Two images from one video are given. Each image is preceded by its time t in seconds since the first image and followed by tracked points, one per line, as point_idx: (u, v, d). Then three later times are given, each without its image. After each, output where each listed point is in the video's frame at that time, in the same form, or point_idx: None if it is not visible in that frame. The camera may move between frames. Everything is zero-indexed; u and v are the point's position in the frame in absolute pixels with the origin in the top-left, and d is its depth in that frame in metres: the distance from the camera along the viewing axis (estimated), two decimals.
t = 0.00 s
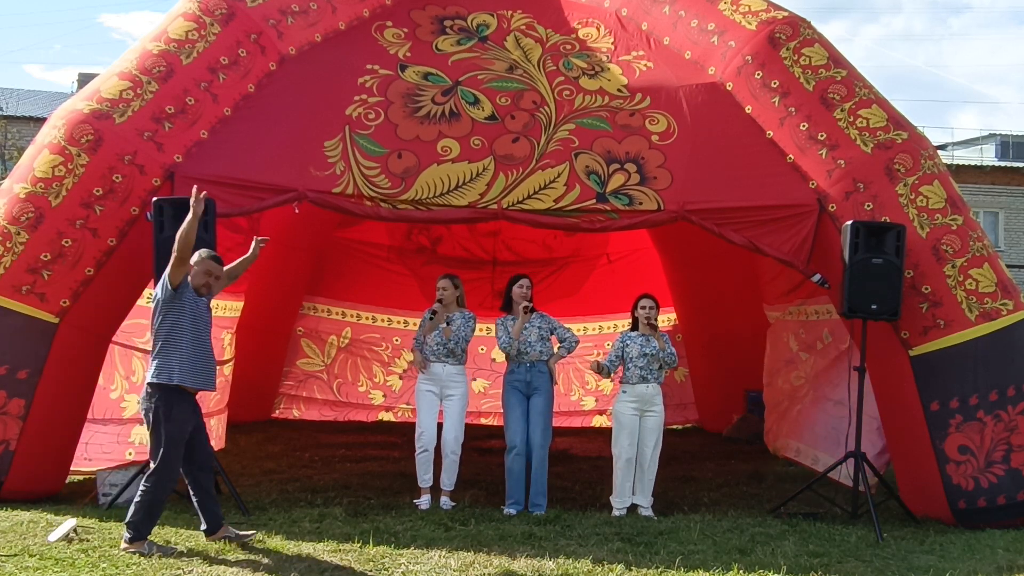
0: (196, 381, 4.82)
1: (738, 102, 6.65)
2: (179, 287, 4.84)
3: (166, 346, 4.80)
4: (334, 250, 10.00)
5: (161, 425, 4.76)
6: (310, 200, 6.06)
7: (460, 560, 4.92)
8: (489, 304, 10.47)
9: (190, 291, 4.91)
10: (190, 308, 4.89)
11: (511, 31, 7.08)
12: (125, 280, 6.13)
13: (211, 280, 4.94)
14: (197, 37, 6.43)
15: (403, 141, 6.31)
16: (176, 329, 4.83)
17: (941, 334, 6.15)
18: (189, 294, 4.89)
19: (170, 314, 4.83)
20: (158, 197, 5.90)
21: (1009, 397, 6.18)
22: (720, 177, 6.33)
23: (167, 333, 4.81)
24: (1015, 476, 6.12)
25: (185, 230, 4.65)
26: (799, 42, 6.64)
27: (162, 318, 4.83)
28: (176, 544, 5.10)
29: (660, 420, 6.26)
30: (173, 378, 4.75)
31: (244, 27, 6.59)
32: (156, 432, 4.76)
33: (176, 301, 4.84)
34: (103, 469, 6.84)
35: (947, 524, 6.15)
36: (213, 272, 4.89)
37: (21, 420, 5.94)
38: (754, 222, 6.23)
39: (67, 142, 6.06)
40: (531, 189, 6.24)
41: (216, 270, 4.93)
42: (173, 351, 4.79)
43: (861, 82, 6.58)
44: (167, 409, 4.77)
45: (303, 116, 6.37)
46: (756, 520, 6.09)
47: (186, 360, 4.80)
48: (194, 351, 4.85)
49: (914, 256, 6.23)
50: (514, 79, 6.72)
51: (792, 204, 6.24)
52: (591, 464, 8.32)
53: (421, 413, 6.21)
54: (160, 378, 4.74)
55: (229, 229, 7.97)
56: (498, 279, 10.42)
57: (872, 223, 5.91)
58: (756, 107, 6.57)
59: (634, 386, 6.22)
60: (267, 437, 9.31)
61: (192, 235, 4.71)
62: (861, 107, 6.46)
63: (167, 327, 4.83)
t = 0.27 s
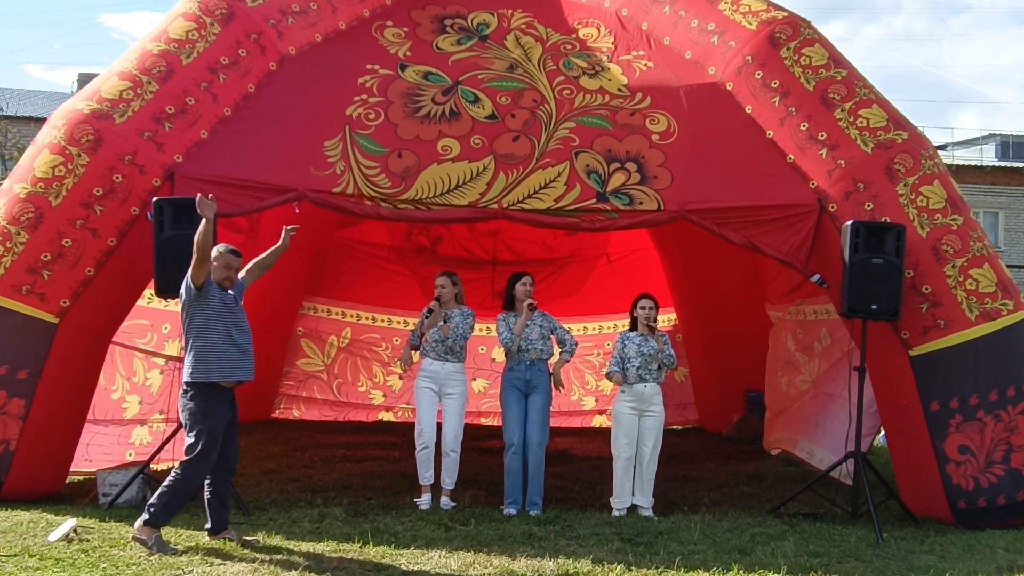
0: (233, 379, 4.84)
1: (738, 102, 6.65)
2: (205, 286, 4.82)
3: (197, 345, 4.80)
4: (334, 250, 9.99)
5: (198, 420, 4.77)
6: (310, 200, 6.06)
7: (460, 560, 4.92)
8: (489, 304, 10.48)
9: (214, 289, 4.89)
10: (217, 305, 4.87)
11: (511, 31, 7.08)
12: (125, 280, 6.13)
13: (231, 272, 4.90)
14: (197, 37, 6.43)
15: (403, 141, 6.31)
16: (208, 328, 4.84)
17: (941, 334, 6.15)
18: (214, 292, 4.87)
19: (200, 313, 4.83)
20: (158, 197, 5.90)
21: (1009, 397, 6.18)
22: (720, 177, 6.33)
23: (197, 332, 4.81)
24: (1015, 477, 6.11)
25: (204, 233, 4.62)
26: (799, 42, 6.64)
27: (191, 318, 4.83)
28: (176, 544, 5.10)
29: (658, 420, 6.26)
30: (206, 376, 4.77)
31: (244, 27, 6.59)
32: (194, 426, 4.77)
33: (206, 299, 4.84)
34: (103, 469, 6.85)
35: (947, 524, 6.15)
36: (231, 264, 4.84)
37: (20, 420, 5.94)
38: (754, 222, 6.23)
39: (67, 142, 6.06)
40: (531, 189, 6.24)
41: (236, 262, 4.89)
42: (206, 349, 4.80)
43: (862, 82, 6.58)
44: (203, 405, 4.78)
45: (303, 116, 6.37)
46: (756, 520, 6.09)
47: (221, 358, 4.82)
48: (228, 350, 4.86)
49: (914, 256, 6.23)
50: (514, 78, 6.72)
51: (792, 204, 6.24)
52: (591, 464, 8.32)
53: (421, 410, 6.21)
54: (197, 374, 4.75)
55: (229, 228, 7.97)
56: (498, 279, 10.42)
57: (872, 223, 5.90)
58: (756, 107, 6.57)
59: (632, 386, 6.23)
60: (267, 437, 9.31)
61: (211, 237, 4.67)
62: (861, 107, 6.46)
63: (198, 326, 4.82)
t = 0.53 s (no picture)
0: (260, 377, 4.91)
1: (738, 102, 6.65)
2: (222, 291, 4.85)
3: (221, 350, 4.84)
4: (334, 250, 9.98)
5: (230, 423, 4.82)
6: (310, 200, 6.06)
7: (459, 560, 4.92)
8: (489, 304, 10.47)
9: (235, 291, 4.94)
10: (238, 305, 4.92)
11: (511, 30, 7.08)
12: (125, 280, 6.14)
13: (253, 274, 4.97)
14: (197, 37, 6.43)
15: (403, 141, 6.31)
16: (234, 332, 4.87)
17: (941, 334, 6.15)
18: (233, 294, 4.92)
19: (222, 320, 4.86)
20: (159, 197, 5.91)
21: (1009, 397, 6.18)
22: (720, 177, 6.33)
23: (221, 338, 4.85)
24: (1016, 477, 6.11)
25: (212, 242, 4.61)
26: (800, 42, 6.64)
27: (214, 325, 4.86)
28: (176, 544, 5.10)
29: (658, 420, 6.25)
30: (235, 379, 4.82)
31: (244, 27, 6.59)
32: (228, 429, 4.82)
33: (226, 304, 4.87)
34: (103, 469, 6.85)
35: (947, 524, 6.15)
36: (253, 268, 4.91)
37: (20, 420, 5.94)
38: (754, 222, 6.23)
39: (67, 143, 6.06)
40: (532, 190, 6.24)
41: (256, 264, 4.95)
42: (230, 352, 4.85)
43: (862, 82, 6.58)
44: (235, 406, 4.83)
45: (303, 116, 6.37)
46: (756, 520, 6.09)
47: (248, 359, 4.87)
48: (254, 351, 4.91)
49: (914, 257, 6.23)
50: (514, 78, 6.72)
51: (792, 204, 6.24)
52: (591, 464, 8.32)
53: (418, 413, 6.21)
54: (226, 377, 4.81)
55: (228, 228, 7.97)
56: (498, 279, 10.42)
57: (872, 223, 5.90)
58: (756, 107, 6.57)
59: (631, 387, 6.24)
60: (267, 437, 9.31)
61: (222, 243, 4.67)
62: (861, 107, 6.46)
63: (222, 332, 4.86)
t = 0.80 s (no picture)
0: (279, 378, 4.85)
1: (738, 102, 6.65)
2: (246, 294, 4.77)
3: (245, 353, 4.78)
4: (333, 250, 9.97)
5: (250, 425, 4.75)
6: (310, 200, 6.07)
7: (459, 560, 4.92)
8: (489, 304, 10.47)
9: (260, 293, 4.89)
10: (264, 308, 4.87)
11: (511, 30, 7.08)
12: (125, 280, 6.14)
13: (277, 277, 4.94)
14: (197, 37, 6.43)
15: (403, 142, 6.31)
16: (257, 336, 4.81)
17: (941, 334, 6.15)
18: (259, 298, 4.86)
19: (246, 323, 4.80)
20: (159, 197, 5.91)
21: (1009, 397, 6.18)
22: (720, 178, 6.34)
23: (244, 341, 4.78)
24: (1016, 476, 6.11)
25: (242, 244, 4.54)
26: (799, 42, 6.64)
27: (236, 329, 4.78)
28: (176, 544, 5.10)
29: (658, 419, 6.26)
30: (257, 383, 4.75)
31: (244, 27, 6.59)
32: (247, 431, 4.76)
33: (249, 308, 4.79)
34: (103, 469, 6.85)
35: (947, 523, 6.15)
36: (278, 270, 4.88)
37: (20, 420, 5.94)
38: (754, 222, 6.23)
39: (67, 142, 6.07)
40: (532, 191, 6.24)
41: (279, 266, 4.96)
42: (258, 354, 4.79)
43: (862, 82, 6.58)
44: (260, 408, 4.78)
45: (303, 117, 6.36)
46: (756, 520, 6.09)
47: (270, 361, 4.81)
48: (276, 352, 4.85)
49: (914, 257, 6.23)
50: (514, 78, 6.72)
51: (792, 204, 6.24)
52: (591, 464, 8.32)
53: (414, 412, 6.18)
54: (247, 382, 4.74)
55: (229, 229, 7.98)
56: (498, 278, 10.42)
57: (872, 223, 5.90)
58: (756, 107, 6.57)
59: (631, 386, 6.24)
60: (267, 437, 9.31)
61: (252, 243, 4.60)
62: (861, 107, 6.46)
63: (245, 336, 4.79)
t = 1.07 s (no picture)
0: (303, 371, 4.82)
1: (738, 103, 6.66)
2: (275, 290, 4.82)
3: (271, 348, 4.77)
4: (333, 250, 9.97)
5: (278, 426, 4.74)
6: (310, 200, 6.06)
7: (459, 560, 4.92)
8: (489, 304, 10.47)
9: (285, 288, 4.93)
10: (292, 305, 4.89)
11: (511, 31, 7.08)
12: (125, 281, 6.13)
13: (299, 270, 4.99)
14: (197, 37, 6.43)
15: (403, 142, 6.31)
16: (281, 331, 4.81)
17: (941, 334, 6.15)
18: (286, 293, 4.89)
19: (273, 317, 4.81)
20: (158, 197, 5.91)
21: (1009, 397, 6.18)
22: (720, 178, 6.34)
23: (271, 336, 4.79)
24: (1016, 476, 6.11)
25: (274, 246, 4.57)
26: (799, 43, 6.64)
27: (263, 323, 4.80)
28: (176, 544, 5.10)
29: (657, 420, 6.26)
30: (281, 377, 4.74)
31: (244, 27, 6.59)
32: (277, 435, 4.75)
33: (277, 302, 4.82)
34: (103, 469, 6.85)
35: (947, 524, 6.15)
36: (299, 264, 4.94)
37: (20, 420, 5.94)
38: (753, 222, 6.23)
39: (67, 142, 6.06)
40: (531, 190, 6.24)
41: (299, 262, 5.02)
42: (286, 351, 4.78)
43: (862, 82, 6.58)
44: (285, 406, 4.74)
45: (303, 117, 6.36)
46: (756, 520, 6.09)
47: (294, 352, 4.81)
48: (300, 343, 4.85)
49: (914, 257, 6.23)
50: (513, 79, 6.72)
51: (793, 204, 6.24)
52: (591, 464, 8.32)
53: (414, 413, 6.19)
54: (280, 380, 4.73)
55: (229, 229, 7.98)
56: (498, 279, 10.42)
57: (871, 223, 5.90)
58: (756, 107, 6.57)
59: (631, 389, 6.24)
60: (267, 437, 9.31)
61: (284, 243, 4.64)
62: (861, 107, 6.46)
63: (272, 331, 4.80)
